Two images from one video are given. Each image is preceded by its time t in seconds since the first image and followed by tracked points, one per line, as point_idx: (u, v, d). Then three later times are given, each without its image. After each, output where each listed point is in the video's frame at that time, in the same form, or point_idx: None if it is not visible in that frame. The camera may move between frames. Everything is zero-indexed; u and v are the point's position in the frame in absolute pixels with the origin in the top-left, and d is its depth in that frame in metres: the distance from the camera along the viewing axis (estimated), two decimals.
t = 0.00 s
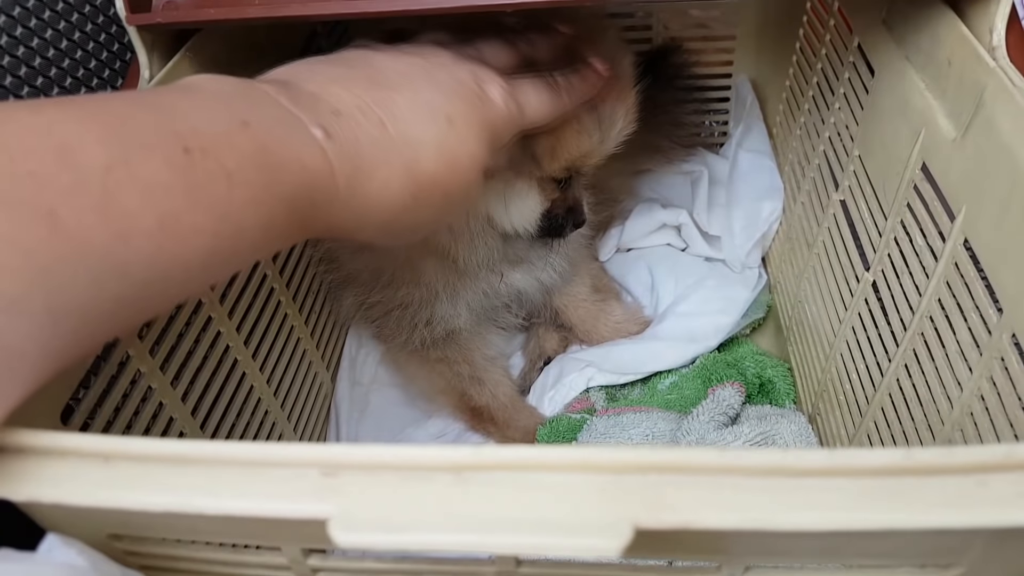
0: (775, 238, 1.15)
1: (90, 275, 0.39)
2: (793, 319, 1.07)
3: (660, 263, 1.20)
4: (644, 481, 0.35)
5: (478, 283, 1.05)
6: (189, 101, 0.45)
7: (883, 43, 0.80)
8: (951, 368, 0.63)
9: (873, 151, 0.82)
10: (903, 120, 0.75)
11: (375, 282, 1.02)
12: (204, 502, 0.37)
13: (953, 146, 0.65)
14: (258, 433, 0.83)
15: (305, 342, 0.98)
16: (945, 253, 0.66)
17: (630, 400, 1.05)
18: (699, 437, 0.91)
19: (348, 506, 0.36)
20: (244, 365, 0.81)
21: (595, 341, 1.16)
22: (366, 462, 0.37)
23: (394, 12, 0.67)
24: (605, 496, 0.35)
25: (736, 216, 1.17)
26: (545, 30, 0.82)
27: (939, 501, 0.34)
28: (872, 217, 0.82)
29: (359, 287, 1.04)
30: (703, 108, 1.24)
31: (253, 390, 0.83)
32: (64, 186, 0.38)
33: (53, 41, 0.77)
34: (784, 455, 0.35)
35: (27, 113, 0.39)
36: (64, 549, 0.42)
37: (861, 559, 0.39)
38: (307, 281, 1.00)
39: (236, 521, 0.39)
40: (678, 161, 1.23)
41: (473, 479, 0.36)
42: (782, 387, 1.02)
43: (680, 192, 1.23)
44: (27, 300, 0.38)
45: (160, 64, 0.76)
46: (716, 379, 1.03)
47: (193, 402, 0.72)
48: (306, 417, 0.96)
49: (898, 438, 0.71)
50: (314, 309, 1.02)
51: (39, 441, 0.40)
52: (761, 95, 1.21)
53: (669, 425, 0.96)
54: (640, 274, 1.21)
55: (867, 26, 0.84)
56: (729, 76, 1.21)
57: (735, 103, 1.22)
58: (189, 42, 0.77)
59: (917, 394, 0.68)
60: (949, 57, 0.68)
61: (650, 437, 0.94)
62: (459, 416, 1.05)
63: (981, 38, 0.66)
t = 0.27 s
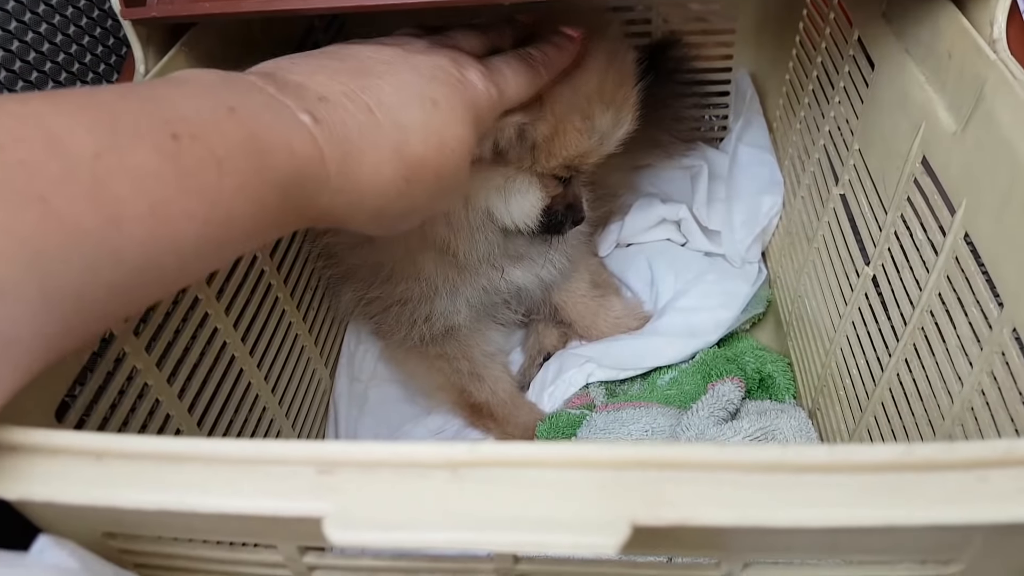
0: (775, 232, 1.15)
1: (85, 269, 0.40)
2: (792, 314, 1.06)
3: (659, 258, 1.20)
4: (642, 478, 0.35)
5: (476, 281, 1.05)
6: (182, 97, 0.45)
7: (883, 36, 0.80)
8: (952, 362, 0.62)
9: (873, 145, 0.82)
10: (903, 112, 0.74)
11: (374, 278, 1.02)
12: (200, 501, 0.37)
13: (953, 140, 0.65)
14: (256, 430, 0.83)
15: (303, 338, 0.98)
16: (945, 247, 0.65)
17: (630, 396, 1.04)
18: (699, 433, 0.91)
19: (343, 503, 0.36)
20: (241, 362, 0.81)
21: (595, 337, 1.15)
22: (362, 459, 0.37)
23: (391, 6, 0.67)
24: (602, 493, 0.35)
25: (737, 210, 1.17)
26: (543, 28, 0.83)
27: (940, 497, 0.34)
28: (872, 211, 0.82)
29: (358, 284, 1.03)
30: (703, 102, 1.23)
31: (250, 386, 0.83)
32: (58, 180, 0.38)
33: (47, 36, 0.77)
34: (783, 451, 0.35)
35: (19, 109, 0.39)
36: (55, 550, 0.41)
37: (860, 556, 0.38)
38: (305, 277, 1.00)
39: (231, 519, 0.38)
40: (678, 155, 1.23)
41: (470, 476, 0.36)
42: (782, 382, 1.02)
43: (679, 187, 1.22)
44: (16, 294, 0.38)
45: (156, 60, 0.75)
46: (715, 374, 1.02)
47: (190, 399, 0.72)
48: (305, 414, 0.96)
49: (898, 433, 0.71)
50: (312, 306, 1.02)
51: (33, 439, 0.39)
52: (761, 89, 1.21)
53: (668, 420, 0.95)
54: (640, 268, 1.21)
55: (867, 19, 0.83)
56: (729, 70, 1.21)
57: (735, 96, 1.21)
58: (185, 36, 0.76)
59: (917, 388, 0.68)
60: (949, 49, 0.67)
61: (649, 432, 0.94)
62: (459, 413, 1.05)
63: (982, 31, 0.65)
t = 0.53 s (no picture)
0: (774, 228, 1.15)
1: (75, 272, 0.39)
2: (791, 310, 1.06)
3: (657, 254, 1.19)
4: (639, 480, 0.35)
5: (474, 280, 1.06)
6: (175, 96, 0.44)
7: (881, 32, 0.79)
8: (951, 358, 0.62)
9: (871, 140, 0.81)
10: (902, 108, 0.74)
11: (372, 278, 1.02)
12: (196, 507, 0.37)
13: (952, 135, 0.64)
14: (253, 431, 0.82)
15: (302, 338, 0.98)
16: (944, 243, 0.65)
17: (629, 393, 1.04)
18: (698, 430, 0.90)
19: (338, 509, 0.36)
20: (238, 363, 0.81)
21: (593, 334, 1.15)
22: (358, 464, 0.37)
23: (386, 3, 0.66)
24: (601, 496, 0.35)
25: (735, 206, 1.16)
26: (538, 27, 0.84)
27: (943, 499, 0.34)
28: (871, 207, 0.81)
29: (357, 283, 1.03)
30: (701, 97, 1.23)
31: (247, 387, 0.82)
32: (46, 182, 0.38)
33: (41, 35, 0.77)
34: (780, 451, 0.35)
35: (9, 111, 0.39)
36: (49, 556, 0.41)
37: (861, 557, 0.38)
38: (303, 277, 1.00)
39: (227, 524, 0.38)
40: (677, 151, 1.23)
41: (465, 479, 0.36)
42: (782, 378, 1.02)
43: (677, 183, 1.22)
44: (3, 299, 0.37)
45: (150, 59, 0.75)
46: (714, 371, 1.02)
47: (186, 400, 0.72)
48: (304, 415, 0.96)
49: (898, 430, 0.70)
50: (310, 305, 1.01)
51: (26, 445, 0.39)
52: (761, 84, 1.20)
53: (667, 417, 0.95)
54: (638, 264, 1.21)
55: (865, 14, 0.83)
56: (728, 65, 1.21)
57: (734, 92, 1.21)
58: (179, 35, 0.76)
59: (916, 385, 0.68)
60: (947, 44, 0.67)
61: (649, 430, 0.93)
62: (458, 411, 1.05)
63: (980, 25, 0.65)
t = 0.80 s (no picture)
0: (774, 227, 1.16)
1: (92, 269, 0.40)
2: (792, 308, 1.07)
3: (660, 253, 1.21)
4: (675, 480, 0.36)
5: (483, 282, 1.05)
6: (198, 95, 0.44)
7: (887, 33, 0.80)
8: (963, 357, 0.64)
9: (876, 140, 0.83)
10: (909, 109, 0.75)
11: (374, 281, 1.01)
12: (232, 510, 0.37)
13: (962, 139, 0.65)
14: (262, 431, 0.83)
15: (306, 336, 0.98)
16: (954, 244, 0.66)
17: (633, 391, 1.05)
18: (705, 427, 0.91)
19: (377, 512, 0.36)
20: (245, 361, 0.81)
21: (598, 331, 1.16)
22: (395, 466, 0.37)
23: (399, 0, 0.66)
24: (641, 497, 0.35)
25: (736, 206, 1.17)
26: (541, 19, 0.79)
27: (977, 496, 0.35)
28: (876, 206, 0.82)
29: (360, 284, 1.03)
30: (702, 96, 1.24)
31: (255, 387, 0.82)
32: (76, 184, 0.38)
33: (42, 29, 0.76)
34: (826, 452, 0.36)
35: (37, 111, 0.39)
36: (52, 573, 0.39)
37: (886, 551, 0.39)
38: (306, 277, 0.99)
39: (262, 527, 0.38)
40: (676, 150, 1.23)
41: (510, 481, 0.36)
42: (784, 376, 1.03)
43: (677, 182, 1.24)
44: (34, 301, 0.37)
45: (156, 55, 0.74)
46: (718, 368, 1.03)
47: (196, 400, 0.72)
48: (309, 415, 0.96)
49: (906, 427, 0.72)
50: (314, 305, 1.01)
51: (53, 448, 0.39)
52: (760, 83, 1.21)
53: (673, 415, 0.96)
54: (641, 264, 1.23)
55: (869, 15, 0.83)
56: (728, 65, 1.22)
57: (734, 91, 1.22)
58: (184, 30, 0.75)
59: (925, 383, 0.69)
60: (956, 47, 0.68)
61: (655, 428, 0.94)
62: (463, 410, 1.06)
63: (989, 28, 0.65)
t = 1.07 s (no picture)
0: (761, 234, 1.18)
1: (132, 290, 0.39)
2: (784, 313, 1.09)
3: (651, 260, 1.22)
4: (740, 496, 0.36)
5: (482, 289, 1.04)
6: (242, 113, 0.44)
7: (881, 45, 0.82)
8: (968, 362, 0.66)
9: (870, 149, 0.84)
10: (906, 119, 0.77)
11: (373, 288, 1.00)
12: (290, 533, 0.37)
13: (963, 149, 0.68)
14: (267, 445, 0.82)
15: (306, 347, 0.97)
16: (958, 252, 0.68)
17: (630, 397, 1.06)
18: (707, 433, 0.92)
19: (440, 533, 0.36)
20: (252, 374, 0.80)
21: (592, 337, 1.17)
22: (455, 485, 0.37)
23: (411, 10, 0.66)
24: (702, 516, 0.35)
25: (725, 212, 1.19)
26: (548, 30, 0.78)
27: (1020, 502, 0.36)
28: (872, 214, 0.84)
29: (359, 292, 1.02)
30: (686, 104, 1.24)
31: (260, 399, 0.82)
32: (119, 205, 0.37)
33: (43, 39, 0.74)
34: (874, 464, 0.36)
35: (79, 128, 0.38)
36: None
37: (923, 559, 0.40)
38: (304, 287, 0.99)
39: (314, 549, 0.38)
40: (664, 157, 1.23)
41: (565, 498, 0.36)
42: (778, 380, 1.05)
43: (665, 188, 1.25)
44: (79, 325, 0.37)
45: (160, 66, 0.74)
46: (713, 373, 1.05)
47: (208, 416, 0.71)
48: (310, 427, 0.95)
49: (908, 430, 0.74)
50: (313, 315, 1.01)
51: (104, 472, 0.40)
52: (745, 92, 1.22)
53: (674, 421, 0.97)
54: (632, 271, 1.24)
55: (862, 26, 0.85)
56: (713, 73, 1.22)
57: (720, 100, 1.23)
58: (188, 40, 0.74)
59: (928, 388, 0.71)
60: (955, 60, 0.70)
61: (656, 434, 0.95)
62: (462, 418, 1.06)
63: (987, 42, 0.68)
